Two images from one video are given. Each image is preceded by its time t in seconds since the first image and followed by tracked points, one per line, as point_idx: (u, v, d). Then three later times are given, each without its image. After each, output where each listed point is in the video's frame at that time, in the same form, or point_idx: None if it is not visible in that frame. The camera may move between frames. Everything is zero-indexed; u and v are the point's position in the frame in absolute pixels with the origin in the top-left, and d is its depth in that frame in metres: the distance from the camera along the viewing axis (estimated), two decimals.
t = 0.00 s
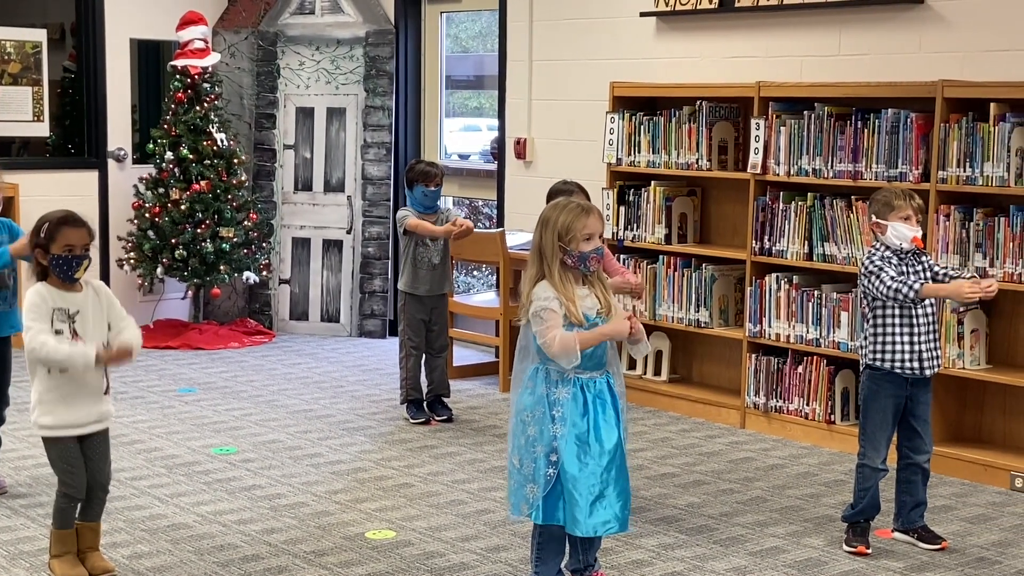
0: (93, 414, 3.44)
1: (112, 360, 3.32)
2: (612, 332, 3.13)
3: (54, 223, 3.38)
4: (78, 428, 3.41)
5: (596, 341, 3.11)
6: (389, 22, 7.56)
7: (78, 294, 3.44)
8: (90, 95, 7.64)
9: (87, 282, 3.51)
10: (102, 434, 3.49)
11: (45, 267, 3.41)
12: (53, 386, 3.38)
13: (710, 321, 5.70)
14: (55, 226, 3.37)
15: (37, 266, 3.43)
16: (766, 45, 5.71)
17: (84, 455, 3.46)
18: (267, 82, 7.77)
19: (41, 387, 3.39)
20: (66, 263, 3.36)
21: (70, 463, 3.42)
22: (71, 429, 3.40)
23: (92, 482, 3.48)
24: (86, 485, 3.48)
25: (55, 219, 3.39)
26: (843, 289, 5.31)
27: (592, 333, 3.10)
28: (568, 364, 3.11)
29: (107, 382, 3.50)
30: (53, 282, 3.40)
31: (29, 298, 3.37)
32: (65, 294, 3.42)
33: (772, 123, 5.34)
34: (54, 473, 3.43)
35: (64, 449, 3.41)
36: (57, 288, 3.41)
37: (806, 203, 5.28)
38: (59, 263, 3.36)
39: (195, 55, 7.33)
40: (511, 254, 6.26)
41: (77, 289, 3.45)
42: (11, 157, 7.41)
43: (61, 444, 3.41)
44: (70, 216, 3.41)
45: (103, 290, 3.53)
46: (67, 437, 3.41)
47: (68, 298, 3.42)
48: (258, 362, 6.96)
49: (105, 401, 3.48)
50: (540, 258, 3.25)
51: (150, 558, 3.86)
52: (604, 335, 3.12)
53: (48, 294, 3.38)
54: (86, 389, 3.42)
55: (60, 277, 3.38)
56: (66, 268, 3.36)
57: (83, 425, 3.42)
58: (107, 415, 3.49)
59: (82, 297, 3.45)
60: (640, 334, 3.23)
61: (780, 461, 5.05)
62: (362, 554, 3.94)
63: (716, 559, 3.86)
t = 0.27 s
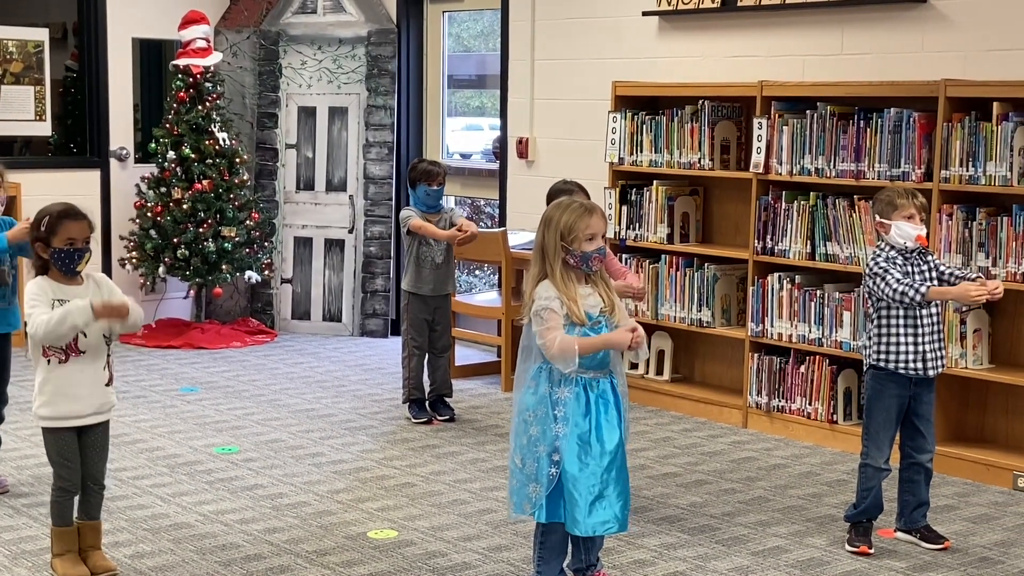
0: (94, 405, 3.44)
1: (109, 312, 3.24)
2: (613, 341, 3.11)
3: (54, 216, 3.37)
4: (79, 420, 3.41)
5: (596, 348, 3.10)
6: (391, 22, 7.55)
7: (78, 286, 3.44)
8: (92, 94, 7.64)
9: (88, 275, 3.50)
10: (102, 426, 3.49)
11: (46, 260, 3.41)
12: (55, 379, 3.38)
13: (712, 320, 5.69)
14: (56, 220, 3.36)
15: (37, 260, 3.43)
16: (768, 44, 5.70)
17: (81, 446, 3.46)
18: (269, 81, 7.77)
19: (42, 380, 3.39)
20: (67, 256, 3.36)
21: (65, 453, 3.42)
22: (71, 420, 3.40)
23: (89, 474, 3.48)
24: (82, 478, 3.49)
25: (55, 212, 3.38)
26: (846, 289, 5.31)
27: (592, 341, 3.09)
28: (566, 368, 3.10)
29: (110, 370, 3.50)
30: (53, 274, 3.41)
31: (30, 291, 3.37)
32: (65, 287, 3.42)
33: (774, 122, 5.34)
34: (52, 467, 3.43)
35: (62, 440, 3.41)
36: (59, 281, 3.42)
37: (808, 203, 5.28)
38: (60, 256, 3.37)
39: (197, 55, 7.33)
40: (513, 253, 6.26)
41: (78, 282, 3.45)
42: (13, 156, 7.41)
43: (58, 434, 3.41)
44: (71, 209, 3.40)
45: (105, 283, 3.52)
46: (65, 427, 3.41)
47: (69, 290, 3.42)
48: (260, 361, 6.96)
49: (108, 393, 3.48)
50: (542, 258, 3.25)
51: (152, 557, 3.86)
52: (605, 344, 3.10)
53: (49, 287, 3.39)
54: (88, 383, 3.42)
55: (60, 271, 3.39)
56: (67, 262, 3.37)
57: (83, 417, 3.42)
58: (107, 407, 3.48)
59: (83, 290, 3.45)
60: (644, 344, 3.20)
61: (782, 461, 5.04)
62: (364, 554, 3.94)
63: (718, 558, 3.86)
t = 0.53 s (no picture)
0: (101, 406, 3.44)
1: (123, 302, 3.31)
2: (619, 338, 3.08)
3: (64, 216, 3.38)
4: (85, 420, 3.41)
5: (603, 345, 3.08)
6: (397, 21, 7.55)
7: (88, 285, 3.45)
8: (98, 93, 7.64)
9: (97, 274, 3.51)
10: (107, 427, 3.49)
11: (56, 259, 3.42)
12: (62, 379, 3.39)
13: (719, 319, 5.69)
14: (66, 218, 3.37)
15: (47, 259, 3.43)
16: (775, 43, 5.70)
17: (86, 447, 3.46)
18: (276, 80, 7.78)
19: (48, 378, 3.39)
20: (78, 255, 3.37)
21: (72, 453, 3.43)
22: (77, 421, 3.40)
23: (94, 474, 3.49)
24: (87, 478, 3.49)
25: (66, 212, 3.38)
26: (852, 288, 5.30)
27: (599, 338, 3.08)
28: (573, 365, 3.10)
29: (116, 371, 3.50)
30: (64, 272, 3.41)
31: (40, 290, 3.38)
32: (75, 286, 3.43)
33: (781, 121, 5.33)
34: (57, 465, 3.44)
35: (67, 441, 3.42)
36: (69, 280, 3.42)
37: (815, 202, 5.27)
38: (71, 255, 3.37)
39: (204, 54, 7.34)
40: (519, 252, 6.26)
41: (87, 281, 3.45)
42: (20, 155, 7.42)
43: (64, 434, 3.41)
44: (80, 208, 3.41)
45: (114, 283, 3.53)
46: (71, 428, 3.41)
47: (79, 290, 3.43)
48: (266, 360, 6.97)
49: (114, 394, 3.48)
50: (549, 258, 3.25)
51: (159, 556, 3.86)
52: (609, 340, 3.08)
53: (59, 286, 3.39)
54: (96, 382, 3.43)
55: (71, 269, 3.39)
56: (78, 261, 3.37)
57: (90, 417, 3.42)
58: (113, 406, 3.48)
59: (93, 289, 3.46)
60: (651, 339, 3.18)
61: (789, 460, 5.04)
62: (371, 553, 3.94)
63: (726, 558, 3.86)
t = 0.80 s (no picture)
0: (118, 405, 3.46)
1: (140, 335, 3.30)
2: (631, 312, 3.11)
3: (78, 216, 3.39)
4: (103, 418, 3.43)
5: (618, 327, 3.09)
6: (407, 20, 7.55)
7: (102, 282, 3.45)
8: (110, 92, 7.66)
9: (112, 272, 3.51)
10: (123, 427, 3.52)
11: (70, 258, 3.42)
12: (80, 376, 3.40)
13: (730, 319, 5.68)
14: (81, 218, 3.38)
15: (62, 257, 3.44)
16: (786, 42, 5.68)
17: (100, 448, 3.49)
18: (286, 79, 7.78)
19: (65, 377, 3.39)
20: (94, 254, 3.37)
21: (85, 453, 3.44)
22: (97, 420, 3.42)
23: (106, 472, 3.50)
24: (98, 476, 3.50)
25: (80, 211, 3.39)
26: (864, 287, 5.29)
27: (614, 320, 3.09)
28: (592, 354, 3.10)
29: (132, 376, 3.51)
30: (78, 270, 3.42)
31: (55, 288, 3.38)
32: (90, 284, 3.43)
33: (792, 120, 5.32)
34: (69, 464, 3.45)
35: (82, 441, 3.43)
36: (84, 278, 3.43)
37: (826, 201, 5.26)
38: (86, 255, 3.38)
39: (214, 53, 7.34)
40: (529, 251, 6.26)
41: (100, 279, 3.45)
42: (32, 154, 7.44)
43: (79, 433, 3.43)
44: (95, 208, 3.42)
45: (128, 280, 3.53)
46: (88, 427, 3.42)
47: (93, 287, 3.44)
48: (277, 359, 6.97)
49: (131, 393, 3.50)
50: (561, 256, 3.25)
51: (170, 555, 3.87)
52: (626, 317, 3.10)
53: (74, 284, 3.40)
54: (112, 382, 3.44)
55: (86, 269, 3.40)
56: (93, 260, 3.38)
57: (107, 417, 3.43)
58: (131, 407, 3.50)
59: (108, 286, 3.46)
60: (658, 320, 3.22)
61: (801, 459, 5.03)
62: (381, 552, 3.94)
63: (737, 558, 3.85)
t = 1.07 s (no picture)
0: (139, 409, 3.47)
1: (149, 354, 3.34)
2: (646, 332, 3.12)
3: (97, 220, 3.39)
4: (125, 422, 3.44)
5: (631, 342, 3.10)
6: (421, 18, 7.54)
7: (119, 286, 3.47)
8: (124, 90, 7.68)
9: (128, 275, 3.53)
10: (145, 429, 3.52)
11: (87, 261, 3.43)
12: (97, 378, 3.41)
13: (745, 317, 5.67)
14: (100, 222, 3.38)
15: (79, 261, 3.44)
16: (801, 39, 5.67)
17: (125, 452, 3.49)
18: (300, 77, 7.79)
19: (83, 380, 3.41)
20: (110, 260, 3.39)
21: (112, 458, 3.44)
22: (119, 425, 3.43)
23: (131, 476, 3.50)
24: (124, 480, 3.50)
25: (99, 216, 3.39)
26: (879, 286, 5.27)
27: (628, 335, 3.10)
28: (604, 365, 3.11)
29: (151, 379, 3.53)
30: (94, 275, 3.44)
31: (72, 294, 3.39)
32: (107, 288, 3.45)
33: (808, 118, 5.30)
34: (96, 470, 3.44)
35: (108, 447, 3.43)
36: (101, 282, 3.45)
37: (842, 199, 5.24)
38: (104, 259, 3.40)
39: (229, 51, 7.36)
40: (544, 249, 6.26)
41: (118, 283, 3.48)
42: (47, 152, 7.47)
43: (105, 439, 3.43)
44: (115, 212, 3.42)
45: (145, 284, 3.55)
46: (113, 431, 3.43)
47: (110, 291, 3.46)
48: (291, 357, 6.98)
49: (150, 395, 3.51)
50: (579, 255, 3.25)
51: (186, 552, 3.88)
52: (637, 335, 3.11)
53: (91, 287, 3.42)
54: (130, 380, 3.45)
55: (103, 274, 3.42)
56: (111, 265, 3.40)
57: (128, 420, 3.44)
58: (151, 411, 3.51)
59: (125, 291, 3.48)
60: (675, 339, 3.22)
61: (816, 458, 5.01)
62: (397, 550, 3.95)
63: (752, 556, 3.84)
